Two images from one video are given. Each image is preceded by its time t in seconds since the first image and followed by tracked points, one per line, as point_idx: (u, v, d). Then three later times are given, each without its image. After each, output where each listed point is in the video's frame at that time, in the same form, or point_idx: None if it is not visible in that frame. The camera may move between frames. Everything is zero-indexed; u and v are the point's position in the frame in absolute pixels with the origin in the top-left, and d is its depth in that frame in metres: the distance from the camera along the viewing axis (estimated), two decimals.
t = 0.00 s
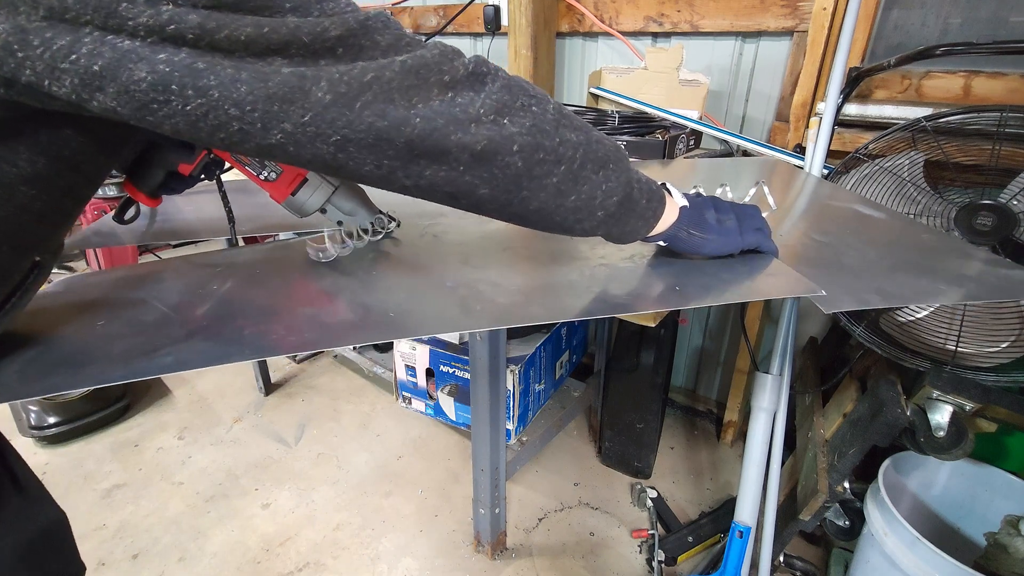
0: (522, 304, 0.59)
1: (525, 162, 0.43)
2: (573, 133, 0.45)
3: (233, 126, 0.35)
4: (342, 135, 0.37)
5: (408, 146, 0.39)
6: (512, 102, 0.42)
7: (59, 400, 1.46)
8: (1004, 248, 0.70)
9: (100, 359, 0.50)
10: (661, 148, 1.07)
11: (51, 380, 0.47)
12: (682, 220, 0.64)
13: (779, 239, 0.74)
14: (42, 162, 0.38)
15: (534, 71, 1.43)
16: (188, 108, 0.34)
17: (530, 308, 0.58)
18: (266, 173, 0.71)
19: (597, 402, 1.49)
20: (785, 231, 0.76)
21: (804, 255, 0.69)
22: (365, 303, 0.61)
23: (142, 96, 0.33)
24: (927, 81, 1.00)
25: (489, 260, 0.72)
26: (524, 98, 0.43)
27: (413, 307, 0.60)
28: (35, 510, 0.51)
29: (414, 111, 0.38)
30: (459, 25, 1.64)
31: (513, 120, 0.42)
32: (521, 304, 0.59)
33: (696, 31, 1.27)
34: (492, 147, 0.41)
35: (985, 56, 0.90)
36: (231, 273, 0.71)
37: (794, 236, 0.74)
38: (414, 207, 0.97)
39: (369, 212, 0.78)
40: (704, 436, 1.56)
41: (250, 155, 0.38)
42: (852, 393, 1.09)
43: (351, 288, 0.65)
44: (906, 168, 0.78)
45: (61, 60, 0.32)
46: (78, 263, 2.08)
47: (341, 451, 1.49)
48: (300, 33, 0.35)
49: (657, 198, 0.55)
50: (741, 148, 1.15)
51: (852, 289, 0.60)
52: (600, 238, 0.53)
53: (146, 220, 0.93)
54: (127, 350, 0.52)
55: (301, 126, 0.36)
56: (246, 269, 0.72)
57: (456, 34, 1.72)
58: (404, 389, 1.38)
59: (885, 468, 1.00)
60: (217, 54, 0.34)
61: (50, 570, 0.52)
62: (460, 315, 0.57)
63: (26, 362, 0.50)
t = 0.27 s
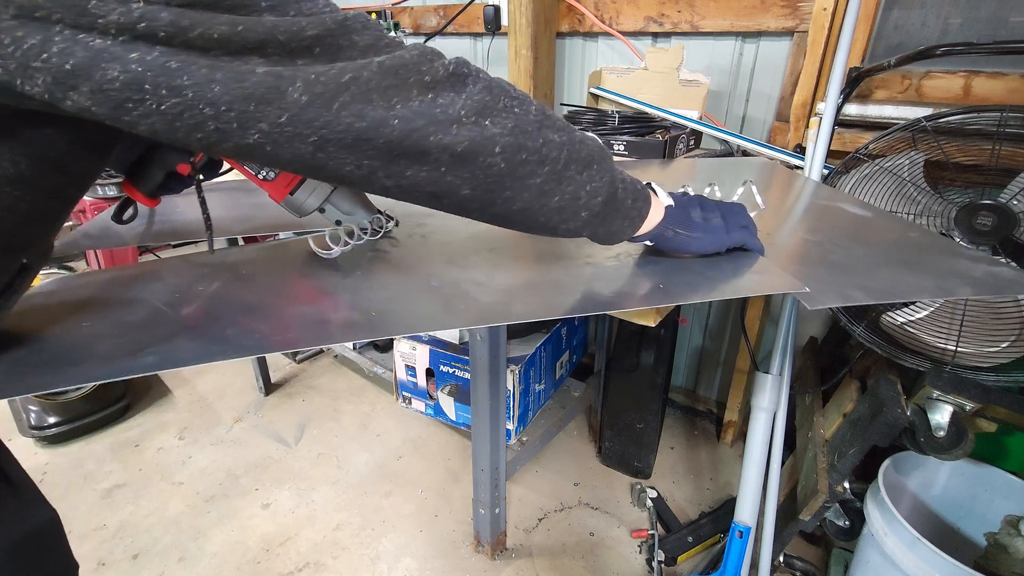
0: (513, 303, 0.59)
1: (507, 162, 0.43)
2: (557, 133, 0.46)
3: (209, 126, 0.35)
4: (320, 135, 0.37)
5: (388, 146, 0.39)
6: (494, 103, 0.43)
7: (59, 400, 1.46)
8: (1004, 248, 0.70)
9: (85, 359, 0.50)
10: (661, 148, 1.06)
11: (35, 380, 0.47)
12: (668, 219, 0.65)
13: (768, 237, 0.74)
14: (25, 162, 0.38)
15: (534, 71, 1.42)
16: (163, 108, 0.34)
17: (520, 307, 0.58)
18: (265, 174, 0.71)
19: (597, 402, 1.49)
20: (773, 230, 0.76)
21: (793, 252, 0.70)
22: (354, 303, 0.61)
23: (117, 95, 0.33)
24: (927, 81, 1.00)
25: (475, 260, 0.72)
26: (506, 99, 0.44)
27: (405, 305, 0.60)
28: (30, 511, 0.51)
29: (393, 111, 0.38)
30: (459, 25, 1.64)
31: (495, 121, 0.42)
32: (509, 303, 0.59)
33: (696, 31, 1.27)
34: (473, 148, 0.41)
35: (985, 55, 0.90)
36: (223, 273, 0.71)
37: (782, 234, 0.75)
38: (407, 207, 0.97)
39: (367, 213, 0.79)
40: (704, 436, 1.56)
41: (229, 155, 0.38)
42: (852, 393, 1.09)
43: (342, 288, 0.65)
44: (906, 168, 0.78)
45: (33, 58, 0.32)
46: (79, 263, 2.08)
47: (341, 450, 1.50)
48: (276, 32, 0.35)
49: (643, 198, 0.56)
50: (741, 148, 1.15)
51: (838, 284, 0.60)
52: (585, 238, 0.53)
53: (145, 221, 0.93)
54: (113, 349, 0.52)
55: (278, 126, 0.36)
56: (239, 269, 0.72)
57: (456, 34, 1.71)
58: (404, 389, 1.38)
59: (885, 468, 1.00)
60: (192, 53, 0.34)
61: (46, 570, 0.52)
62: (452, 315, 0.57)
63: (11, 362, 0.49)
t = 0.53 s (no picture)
0: (504, 304, 0.59)
1: (488, 165, 0.43)
2: (538, 136, 0.46)
3: (183, 127, 0.35)
4: (296, 137, 0.37)
5: (366, 149, 0.39)
6: (474, 105, 0.43)
7: (59, 400, 1.46)
8: (1004, 248, 0.70)
9: (68, 361, 0.50)
10: (661, 148, 1.06)
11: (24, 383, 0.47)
12: (654, 220, 0.64)
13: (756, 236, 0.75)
14: (7, 166, 0.38)
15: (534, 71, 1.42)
16: (135, 109, 0.34)
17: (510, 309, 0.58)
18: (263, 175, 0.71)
19: (597, 401, 1.49)
20: (762, 229, 0.76)
21: (782, 251, 0.70)
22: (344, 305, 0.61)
23: (88, 96, 0.33)
24: (927, 82, 1.00)
25: (462, 260, 0.72)
26: (485, 101, 0.43)
27: (397, 307, 0.60)
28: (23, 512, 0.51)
29: (370, 114, 0.38)
30: (459, 25, 1.64)
31: (475, 123, 0.42)
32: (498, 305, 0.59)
33: (696, 31, 1.27)
34: (452, 151, 0.41)
35: (984, 56, 0.90)
36: (216, 274, 0.71)
37: (770, 233, 0.75)
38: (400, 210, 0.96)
39: (366, 213, 0.79)
40: (704, 436, 1.56)
41: (205, 157, 0.37)
42: (852, 393, 1.09)
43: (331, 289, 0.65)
44: (906, 169, 0.78)
45: (2, 59, 0.32)
46: (79, 263, 2.08)
47: (341, 450, 1.49)
48: (250, 33, 0.35)
49: (628, 199, 0.56)
50: (741, 148, 1.15)
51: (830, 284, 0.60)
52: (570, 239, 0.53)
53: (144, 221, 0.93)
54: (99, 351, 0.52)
55: (252, 129, 0.36)
56: (233, 271, 0.72)
57: (456, 34, 1.71)
58: (404, 389, 1.38)
59: (885, 468, 1.00)
60: (163, 53, 0.34)
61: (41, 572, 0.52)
62: (443, 316, 0.57)
63: None
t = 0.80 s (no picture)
0: (496, 305, 0.59)
1: (470, 167, 0.43)
2: (523, 137, 0.46)
3: (159, 128, 0.35)
4: (274, 139, 0.37)
5: (345, 151, 0.39)
6: (457, 106, 0.43)
7: (59, 400, 1.46)
8: (1004, 248, 0.70)
9: (51, 363, 0.51)
10: (661, 148, 1.06)
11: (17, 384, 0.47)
12: (643, 220, 0.65)
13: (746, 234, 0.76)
14: None
15: (534, 71, 1.42)
16: (110, 110, 0.34)
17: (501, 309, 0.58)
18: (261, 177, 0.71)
19: (597, 401, 1.49)
20: (751, 228, 0.77)
21: (774, 249, 0.71)
22: (336, 305, 0.61)
23: (62, 97, 0.33)
24: (927, 81, 1.01)
25: (451, 260, 0.73)
26: (469, 102, 0.43)
27: (392, 307, 0.60)
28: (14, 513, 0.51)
29: (349, 116, 0.38)
30: (459, 25, 1.64)
31: (458, 124, 0.42)
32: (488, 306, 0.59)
33: (696, 31, 1.27)
34: (434, 152, 0.41)
35: (985, 55, 0.90)
36: (212, 275, 0.71)
37: (759, 232, 0.76)
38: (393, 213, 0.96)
39: (365, 214, 0.79)
40: (704, 436, 1.56)
41: (183, 160, 0.38)
42: (852, 393, 1.09)
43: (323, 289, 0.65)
44: (906, 168, 0.78)
45: None
46: (79, 263, 2.08)
47: (341, 450, 1.50)
48: (224, 34, 0.34)
49: (616, 199, 0.56)
50: (741, 148, 1.15)
51: (821, 282, 0.61)
52: (557, 240, 0.53)
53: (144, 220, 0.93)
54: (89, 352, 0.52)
55: (230, 130, 0.36)
56: (228, 271, 0.72)
57: (456, 34, 1.71)
58: (404, 389, 1.38)
59: (885, 468, 1.00)
60: (136, 54, 0.34)
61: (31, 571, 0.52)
62: (436, 317, 0.57)
63: None
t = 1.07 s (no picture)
0: (489, 304, 0.59)
1: (457, 166, 0.43)
2: (511, 136, 0.46)
3: (140, 128, 0.35)
4: (257, 138, 0.37)
5: (329, 150, 0.39)
6: (443, 105, 0.42)
7: (59, 400, 1.46)
8: (1004, 248, 0.70)
9: (37, 363, 0.51)
10: (661, 148, 1.06)
11: (11, 384, 0.47)
12: (634, 218, 0.65)
13: (737, 234, 0.76)
14: None
15: (534, 71, 1.42)
16: (89, 110, 0.34)
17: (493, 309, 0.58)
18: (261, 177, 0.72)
19: (597, 401, 1.49)
20: (742, 229, 0.78)
21: (770, 247, 0.71)
22: (328, 305, 0.61)
23: (40, 96, 0.33)
24: (927, 81, 1.01)
25: (441, 260, 0.73)
26: (455, 101, 0.43)
27: (388, 307, 0.60)
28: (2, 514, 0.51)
29: (333, 115, 0.38)
30: (459, 25, 1.64)
31: (444, 124, 0.42)
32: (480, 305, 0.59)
33: (696, 31, 1.27)
34: (420, 152, 0.41)
35: (985, 55, 0.90)
36: (208, 275, 0.71)
37: (749, 232, 0.76)
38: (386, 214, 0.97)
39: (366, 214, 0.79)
40: (704, 436, 1.56)
41: (165, 160, 0.37)
42: (852, 393, 1.09)
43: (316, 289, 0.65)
44: (906, 168, 0.78)
45: None
46: (80, 264, 2.09)
47: (341, 450, 1.50)
48: (205, 32, 0.35)
49: (607, 198, 0.56)
50: (741, 148, 1.15)
51: (814, 281, 0.61)
52: (548, 239, 0.53)
53: (145, 220, 0.93)
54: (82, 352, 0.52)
55: (211, 130, 0.36)
56: (225, 270, 0.72)
57: (455, 34, 1.71)
58: (404, 389, 1.38)
59: (885, 468, 1.00)
60: (115, 53, 0.34)
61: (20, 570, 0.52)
62: (427, 316, 0.57)
63: None
